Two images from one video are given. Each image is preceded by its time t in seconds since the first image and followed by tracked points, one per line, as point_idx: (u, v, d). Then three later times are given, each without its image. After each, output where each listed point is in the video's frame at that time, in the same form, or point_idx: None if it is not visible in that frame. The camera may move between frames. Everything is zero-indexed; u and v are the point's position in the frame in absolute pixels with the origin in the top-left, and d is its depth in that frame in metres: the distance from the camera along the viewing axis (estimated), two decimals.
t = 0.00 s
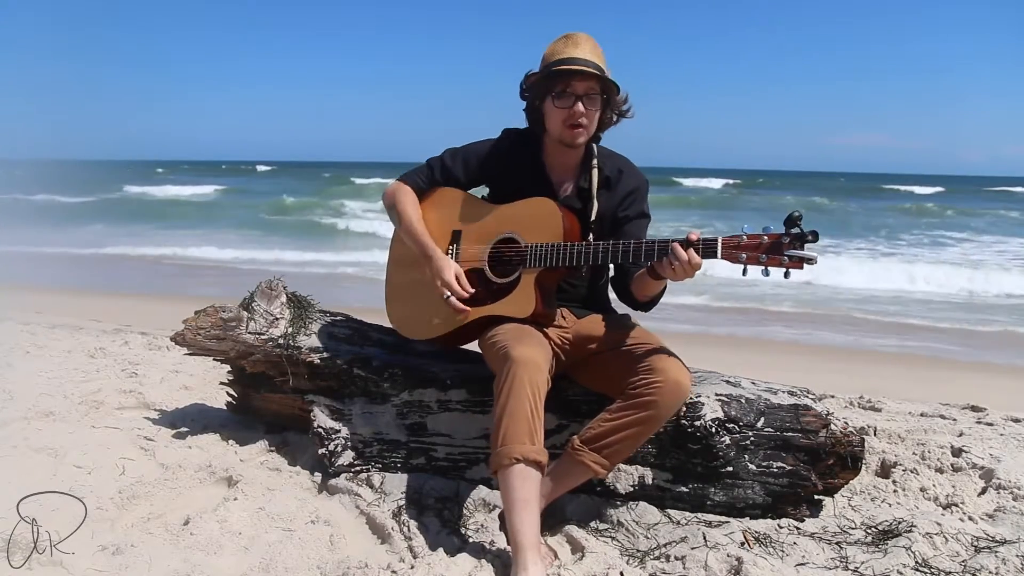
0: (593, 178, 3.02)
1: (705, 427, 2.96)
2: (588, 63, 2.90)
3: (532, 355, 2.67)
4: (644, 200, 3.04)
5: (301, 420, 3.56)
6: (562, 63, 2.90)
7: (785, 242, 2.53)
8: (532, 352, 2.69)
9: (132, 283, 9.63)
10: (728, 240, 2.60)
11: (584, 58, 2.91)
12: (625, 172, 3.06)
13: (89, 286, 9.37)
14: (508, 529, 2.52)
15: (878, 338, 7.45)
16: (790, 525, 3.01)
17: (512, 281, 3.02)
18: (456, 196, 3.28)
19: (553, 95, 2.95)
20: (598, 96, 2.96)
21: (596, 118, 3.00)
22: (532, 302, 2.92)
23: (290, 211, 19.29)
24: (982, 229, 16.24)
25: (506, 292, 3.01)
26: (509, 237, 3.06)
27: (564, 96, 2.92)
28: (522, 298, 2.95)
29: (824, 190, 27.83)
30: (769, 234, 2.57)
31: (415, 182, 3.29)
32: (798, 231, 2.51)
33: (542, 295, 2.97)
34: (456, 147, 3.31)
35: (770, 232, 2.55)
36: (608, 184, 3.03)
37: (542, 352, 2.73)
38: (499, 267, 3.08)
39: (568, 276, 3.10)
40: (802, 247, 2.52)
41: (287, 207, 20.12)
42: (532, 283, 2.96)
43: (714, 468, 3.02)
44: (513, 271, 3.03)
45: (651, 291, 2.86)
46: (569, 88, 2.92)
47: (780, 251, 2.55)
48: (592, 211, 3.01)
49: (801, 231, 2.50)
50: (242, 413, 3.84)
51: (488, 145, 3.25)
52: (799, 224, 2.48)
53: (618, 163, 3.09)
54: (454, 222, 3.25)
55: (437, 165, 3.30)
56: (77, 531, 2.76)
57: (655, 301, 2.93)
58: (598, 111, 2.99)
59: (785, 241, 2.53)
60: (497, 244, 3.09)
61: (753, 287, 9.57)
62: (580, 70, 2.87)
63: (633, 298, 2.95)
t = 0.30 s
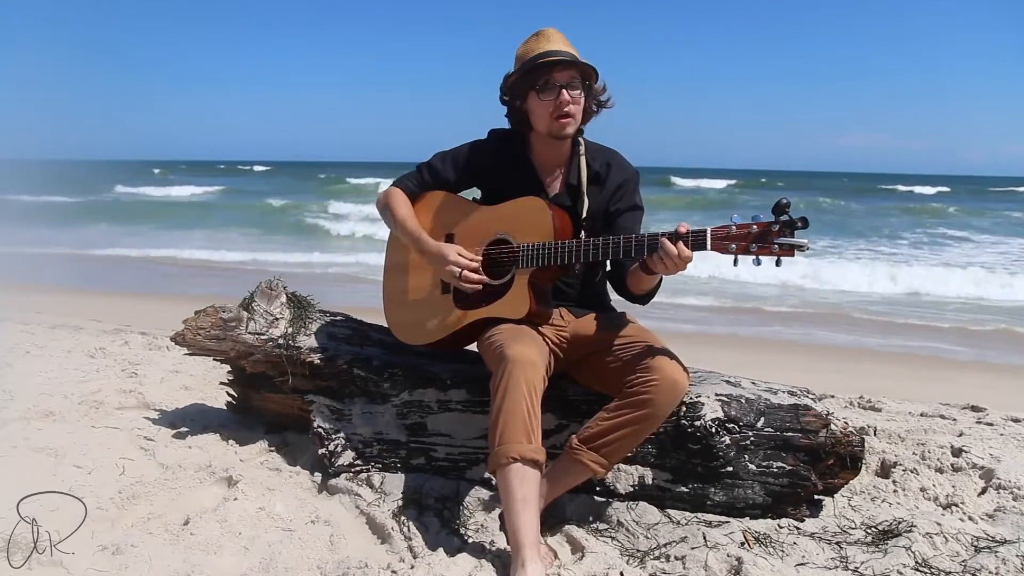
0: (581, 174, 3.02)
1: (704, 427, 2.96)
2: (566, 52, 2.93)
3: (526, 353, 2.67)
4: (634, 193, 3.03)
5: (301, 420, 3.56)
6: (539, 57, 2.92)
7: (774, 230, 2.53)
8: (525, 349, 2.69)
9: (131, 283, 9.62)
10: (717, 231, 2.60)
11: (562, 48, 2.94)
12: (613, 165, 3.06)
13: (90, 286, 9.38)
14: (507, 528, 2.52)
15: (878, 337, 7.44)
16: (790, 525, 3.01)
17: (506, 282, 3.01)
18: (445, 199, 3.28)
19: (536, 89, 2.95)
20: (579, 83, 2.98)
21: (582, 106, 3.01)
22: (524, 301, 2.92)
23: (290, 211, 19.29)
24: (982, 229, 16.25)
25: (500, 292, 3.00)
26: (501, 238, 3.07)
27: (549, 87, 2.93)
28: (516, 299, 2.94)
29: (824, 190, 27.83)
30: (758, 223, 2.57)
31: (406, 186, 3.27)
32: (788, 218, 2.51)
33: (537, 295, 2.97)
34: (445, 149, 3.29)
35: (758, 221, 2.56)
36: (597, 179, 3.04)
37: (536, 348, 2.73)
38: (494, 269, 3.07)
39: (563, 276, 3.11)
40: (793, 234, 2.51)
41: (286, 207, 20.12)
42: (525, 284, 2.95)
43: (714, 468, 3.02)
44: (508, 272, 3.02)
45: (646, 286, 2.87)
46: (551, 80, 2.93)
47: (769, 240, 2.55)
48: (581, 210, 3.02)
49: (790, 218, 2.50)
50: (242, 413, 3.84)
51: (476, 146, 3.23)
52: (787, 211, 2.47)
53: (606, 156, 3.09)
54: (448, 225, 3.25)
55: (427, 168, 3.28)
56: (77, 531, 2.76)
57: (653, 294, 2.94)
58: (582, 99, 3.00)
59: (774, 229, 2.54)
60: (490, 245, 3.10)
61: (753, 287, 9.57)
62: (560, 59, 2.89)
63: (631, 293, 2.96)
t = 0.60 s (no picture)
0: (583, 172, 3.03)
1: (704, 427, 2.96)
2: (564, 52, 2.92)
3: (526, 352, 2.67)
4: (637, 191, 3.03)
5: (301, 419, 3.56)
6: (536, 57, 2.91)
7: (772, 231, 2.54)
8: (525, 348, 2.69)
9: (132, 283, 9.62)
10: (716, 231, 2.59)
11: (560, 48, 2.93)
12: (615, 163, 3.06)
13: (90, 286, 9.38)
14: (507, 528, 2.52)
15: (878, 337, 7.44)
16: (790, 525, 3.01)
17: (505, 280, 3.02)
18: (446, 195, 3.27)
19: (534, 90, 2.95)
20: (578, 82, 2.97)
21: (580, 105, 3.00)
22: (523, 300, 2.93)
23: (290, 211, 19.29)
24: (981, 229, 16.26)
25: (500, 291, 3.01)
26: (500, 236, 3.06)
27: (546, 87, 2.93)
28: (515, 298, 2.95)
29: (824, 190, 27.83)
30: (756, 224, 2.57)
31: (409, 183, 3.28)
32: (786, 220, 2.52)
33: (536, 293, 2.97)
34: (447, 146, 3.30)
35: (757, 222, 2.55)
36: (599, 178, 3.04)
37: (535, 346, 2.73)
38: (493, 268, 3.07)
39: (564, 275, 3.11)
40: (790, 236, 2.52)
41: (286, 207, 20.12)
42: (523, 282, 2.96)
43: (714, 468, 3.02)
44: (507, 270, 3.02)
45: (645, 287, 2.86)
46: (549, 80, 2.93)
47: (767, 242, 2.56)
48: (582, 208, 3.03)
49: (788, 219, 2.50)
50: (242, 413, 3.84)
51: (478, 143, 3.24)
52: (787, 213, 2.48)
53: (608, 154, 3.09)
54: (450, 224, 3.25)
55: (429, 165, 3.29)
56: (77, 531, 2.76)
57: (652, 294, 2.94)
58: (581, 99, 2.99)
59: (772, 230, 2.54)
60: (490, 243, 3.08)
61: (753, 287, 9.57)
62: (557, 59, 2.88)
63: (630, 294, 2.97)
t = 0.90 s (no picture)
0: (595, 179, 3.01)
1: (704, 427, 2.96)
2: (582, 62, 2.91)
3: (529, 354, 2.67)
4: (645, 204, 3.03)
5: (301, 420, 3.56)
6: (553, 65, 2.92)
7: (780, 248, 2.52)
8: (528, 350, 2.69)
9: (132, 283, 9.63)
10: (723, 244, 2.61)
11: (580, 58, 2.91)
12: (626, 173, 3.06)
13: (89, 286, 9.39)
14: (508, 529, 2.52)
15: (878, 338, 7.43)
16: (790, 525, 3.01)
17: (509, 281, 3.01)
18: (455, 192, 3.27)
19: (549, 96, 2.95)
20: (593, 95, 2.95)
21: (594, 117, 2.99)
22: (527, 302, 2.93)
23: (290, 211, 19.28)
24: (982, 229, 16.25)
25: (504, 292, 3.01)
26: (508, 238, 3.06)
27: (560, 96, 2.93)
28: (518, 300, 2.95)
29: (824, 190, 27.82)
30: (763, 240, 2.56)
31: (418, 180, 3.30)
32: (794, 238, 2.51)
33: (540, 297, 2.97)
34: (458, 146, 3.30)
35: (765, 238, 2.55)
36: (610, 187, 3.03)
37: (537, 349, 2.73)
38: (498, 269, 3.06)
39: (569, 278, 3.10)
40: (798, 254, 2.51)
41: (286, 207, 20.11)
42: (528, 284, 2.95)
43: (714, 468, 3.02)
44: (511, 272, 3.02)
45: (652, 300, 2.86)
46: (564, 88, 2.93)
47: (774, 258, 2.55)
48: (592, 215, 3.01)
49: (796, 237, 2.51)
50: (242, 413, 3.84)
51: (489, 145, 3.24)
52: (795, 229, 2.48)
53: (620, 164, 3.09)
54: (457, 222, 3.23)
55: (439, 164, 3.31)
56: (77, 531, 2.76)
57: (657, 308, 2.93)
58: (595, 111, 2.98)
59: (780, 246, 2.52)
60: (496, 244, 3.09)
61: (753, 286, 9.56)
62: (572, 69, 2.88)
63: (633, 305, 2.96)
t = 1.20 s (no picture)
0: (609, 183, 3.01)
1: (704, 427, 2.96)
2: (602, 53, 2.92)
3: (533, 350, 2.67)
4: (658, 211, 3.06)
5: (302, 420, 3.56)
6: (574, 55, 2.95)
7: (790, 268, 2.53)
8: (532, 346, 2.69)
9: (132, 283, 9.63)
10: (734, 260, 2.60)
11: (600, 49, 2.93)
12: (641, 180, 3.05)
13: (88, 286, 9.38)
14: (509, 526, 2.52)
15: (879, 337, 7.43)
16: (790, 525, 3.01)
17: (515, 278, 3.00)
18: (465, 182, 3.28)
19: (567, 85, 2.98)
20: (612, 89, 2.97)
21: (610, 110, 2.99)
22: (534, 300, 2.93)
23: (290, 211, 19.27)
24: (982, 229, 16.25)
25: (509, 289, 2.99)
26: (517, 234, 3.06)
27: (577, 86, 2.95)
28: (525, 297, 2.95)
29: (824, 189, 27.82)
30: (775, 259, 2.56)
31: (432, 168, 3.31)
32: (806, 259, 2.52)
33: (546, 296, 2.97)
34: (475, 138, 3.32)
35: (776, 257, 2.55)
36: (623, 191, 3.03)
37: (541, 345, 2.72)
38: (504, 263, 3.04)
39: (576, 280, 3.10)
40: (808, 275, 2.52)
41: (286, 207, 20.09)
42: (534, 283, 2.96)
43: (714, 468, 3.02)
44: (518, 269, 3.01)
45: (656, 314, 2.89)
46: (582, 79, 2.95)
47: (785, 278, 2.56)
48: (604, 217, 3.01)
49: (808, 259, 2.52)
50: (242, 413, 3.84)
51: (504, 139, 3.25)
52: (807, 252, 2.47)
53: (635, 170, 3.08)
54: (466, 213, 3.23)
55: (454, 154, 3.33)
56: (77, 531, 2.76)
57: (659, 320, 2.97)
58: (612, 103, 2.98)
59: (790, 267, 2.54)
60: (503, 239, 3.09)
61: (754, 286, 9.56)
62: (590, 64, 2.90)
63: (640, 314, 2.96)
